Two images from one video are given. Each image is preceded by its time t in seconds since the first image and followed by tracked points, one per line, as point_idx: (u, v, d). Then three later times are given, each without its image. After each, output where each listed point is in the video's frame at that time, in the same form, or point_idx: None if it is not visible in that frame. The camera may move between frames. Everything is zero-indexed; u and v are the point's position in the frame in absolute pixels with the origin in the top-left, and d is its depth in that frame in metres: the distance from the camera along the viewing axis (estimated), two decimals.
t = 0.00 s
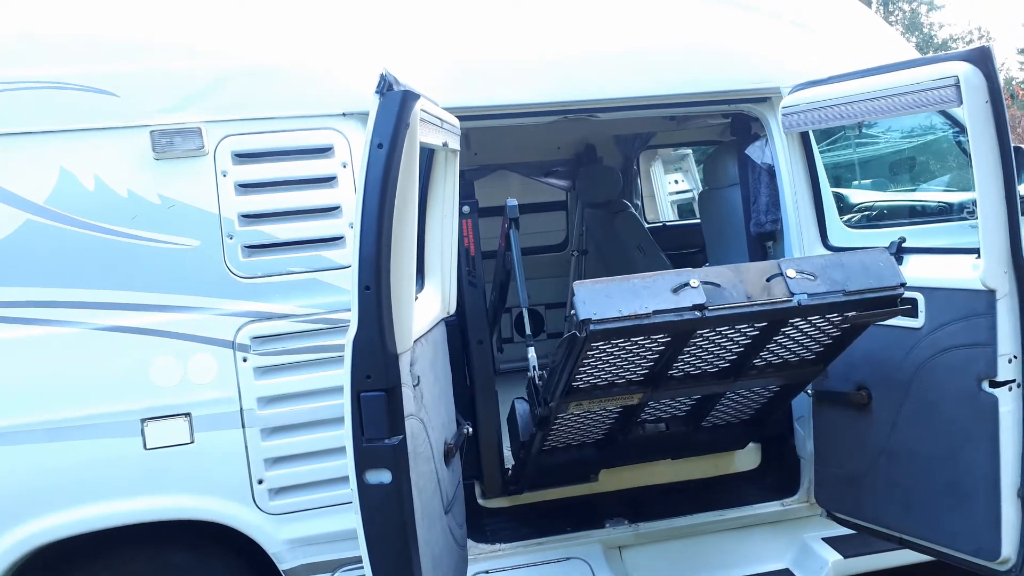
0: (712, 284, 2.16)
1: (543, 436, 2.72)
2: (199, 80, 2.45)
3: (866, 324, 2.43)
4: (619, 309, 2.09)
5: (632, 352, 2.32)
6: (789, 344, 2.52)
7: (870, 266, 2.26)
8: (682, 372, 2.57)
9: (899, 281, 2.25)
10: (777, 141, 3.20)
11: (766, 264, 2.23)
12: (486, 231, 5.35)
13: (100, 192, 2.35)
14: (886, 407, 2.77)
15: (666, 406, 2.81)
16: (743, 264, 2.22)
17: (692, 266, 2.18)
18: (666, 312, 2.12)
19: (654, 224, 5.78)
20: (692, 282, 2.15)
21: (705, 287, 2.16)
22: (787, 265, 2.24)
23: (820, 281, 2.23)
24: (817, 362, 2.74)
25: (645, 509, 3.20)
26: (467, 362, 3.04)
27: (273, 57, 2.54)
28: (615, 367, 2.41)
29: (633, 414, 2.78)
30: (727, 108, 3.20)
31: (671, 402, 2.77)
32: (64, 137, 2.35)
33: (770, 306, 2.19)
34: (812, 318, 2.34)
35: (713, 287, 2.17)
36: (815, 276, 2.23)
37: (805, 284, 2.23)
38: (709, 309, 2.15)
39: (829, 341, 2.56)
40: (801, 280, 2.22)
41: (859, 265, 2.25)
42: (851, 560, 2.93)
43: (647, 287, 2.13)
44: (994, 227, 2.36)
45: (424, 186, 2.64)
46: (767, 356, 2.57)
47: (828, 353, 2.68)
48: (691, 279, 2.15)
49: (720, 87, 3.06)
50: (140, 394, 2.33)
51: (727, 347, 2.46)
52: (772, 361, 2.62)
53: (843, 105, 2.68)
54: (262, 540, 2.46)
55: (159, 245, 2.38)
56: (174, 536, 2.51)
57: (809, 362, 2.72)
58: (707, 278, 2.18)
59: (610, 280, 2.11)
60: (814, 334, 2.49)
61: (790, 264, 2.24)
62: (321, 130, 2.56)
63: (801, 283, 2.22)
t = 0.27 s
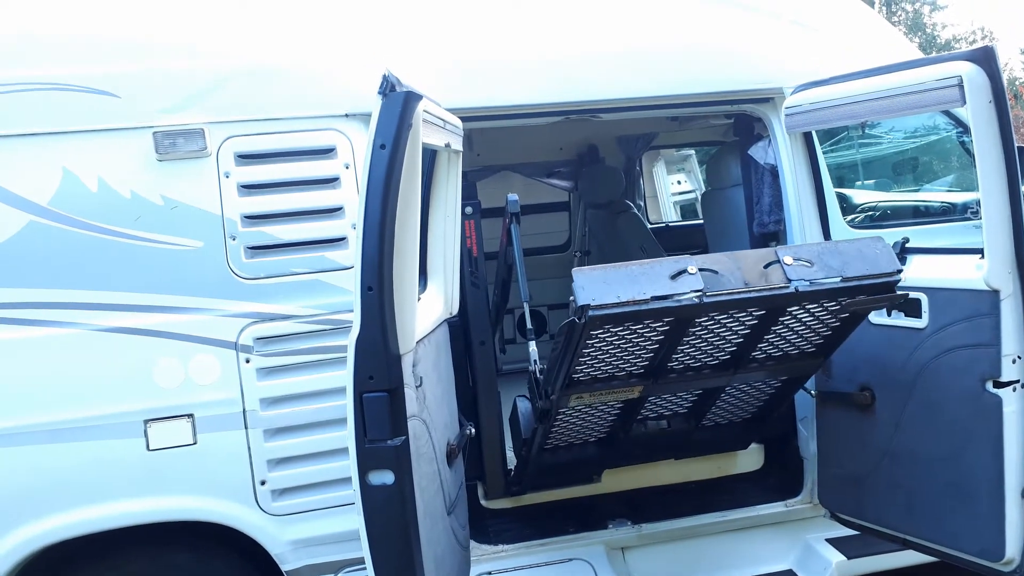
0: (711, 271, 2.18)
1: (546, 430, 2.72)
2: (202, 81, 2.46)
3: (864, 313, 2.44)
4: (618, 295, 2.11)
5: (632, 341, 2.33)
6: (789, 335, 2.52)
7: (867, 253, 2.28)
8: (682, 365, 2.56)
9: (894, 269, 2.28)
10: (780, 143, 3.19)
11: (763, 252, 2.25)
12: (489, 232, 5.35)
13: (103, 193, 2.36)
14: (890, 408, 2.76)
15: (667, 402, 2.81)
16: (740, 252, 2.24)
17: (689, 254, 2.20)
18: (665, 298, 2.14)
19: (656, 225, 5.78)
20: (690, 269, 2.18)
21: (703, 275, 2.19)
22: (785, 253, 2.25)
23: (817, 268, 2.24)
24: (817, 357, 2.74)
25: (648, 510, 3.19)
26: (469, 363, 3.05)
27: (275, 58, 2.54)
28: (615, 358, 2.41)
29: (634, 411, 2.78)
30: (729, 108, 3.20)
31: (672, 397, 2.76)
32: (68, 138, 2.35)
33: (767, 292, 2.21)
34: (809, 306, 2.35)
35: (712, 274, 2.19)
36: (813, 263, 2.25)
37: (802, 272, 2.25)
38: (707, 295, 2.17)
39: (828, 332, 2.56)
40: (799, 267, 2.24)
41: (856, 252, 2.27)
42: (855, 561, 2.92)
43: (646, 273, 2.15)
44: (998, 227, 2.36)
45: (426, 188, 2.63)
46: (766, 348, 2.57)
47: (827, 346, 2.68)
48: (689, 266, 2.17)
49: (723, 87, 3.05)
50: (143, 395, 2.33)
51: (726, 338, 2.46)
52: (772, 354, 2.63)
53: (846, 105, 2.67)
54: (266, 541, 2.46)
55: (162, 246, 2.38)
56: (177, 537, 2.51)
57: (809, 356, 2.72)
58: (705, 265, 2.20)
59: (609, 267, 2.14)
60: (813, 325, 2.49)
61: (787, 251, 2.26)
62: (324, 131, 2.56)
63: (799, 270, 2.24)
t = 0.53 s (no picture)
0: (704, 254, 2.20)
1: (545, 420, 2.71)
2: (200, 77, 2.45)
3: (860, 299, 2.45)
4: (614, 278, 2.13)
5: (628, 327, 2.34)
6: (783, 321, 2.53)
7: (859, 238, 2.30)
8: (678, 354, 2.57)
9: (886, 252, 2.30)
10: (780, 140, 3.16)
11: (757, 236, 2.27)
12: (488, 228, 5.34)
13: (101, 189, 2.35)
14: (889, 405, 2.76)
15: (664, 393, 2.81)
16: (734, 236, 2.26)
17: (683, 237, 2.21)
18: (660, 280, 2.15)
19: (656, 222, 5.79)
20: (684, 252, 2.19)
21: (697, 258, 2.20)
22: (777, 237, 2.27)
23: (810, 252, 2.26)
24: (813, 347, 2.74)
25: (646, 507, 3.19)
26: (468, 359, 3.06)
27: (274, 54, 2.53)
28: (611, 345, 2.42)
29: (631, 402, 2.79)
30: (728, 105, 3.19)
31: (669, 388, 2.77)
32: (66, 134, 2.35)
33: (760, 274, 2.22)
34: (803, 291, 2.35)
35: (705, 258, 2.21)
36: (806, 247, 2.26)
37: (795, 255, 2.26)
38: (701, 278, 2.18)
39: (822, 320, 2.57)
40: (792, 251, 2.26)
41: (848, 237, 2.29)
42: (853, 558, 2.92)
43: (641, 257, 2.17)
44: (998, 225, 2.35)
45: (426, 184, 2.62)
46: (761, 335, 2.58)
47: (822, 334, 2.68)
48: (683, 249, 2.19)
49: (723, 84, 3.05)
50: (142, 391, 2.33)
51: (721, 325, 2.46)
52: (768, 342, 2.63)
53: (846, 102, 2.66)
54: (264, 537, 2.46)
55: (160, 242, 2.38)
56: (176, 533, 2.51)
57: (804, 346, 2.72)
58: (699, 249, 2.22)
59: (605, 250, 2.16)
60: (807, 311, 2.50)
61: (780, 235, 2.27)
62: (322, 127, 2.56)
63: (791, 254, 2.25)
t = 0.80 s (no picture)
0: (701, 241, 2.21)
1: (547, 414, 2.72)
2: (203, 77, 2.45)
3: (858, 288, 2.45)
4: (612, 264, 2.13)
5: (627, 316, 2.34)
6: (782, 312, 2.53)
7: (856, 225, 2.30)
8: (678, 346, 2.57)
9: (883, 239, 2.30)
10: (782, 139, 3.19)
11: (753, 224, 2.27)
12: (490, 229, 5.34)
13: (104, 189, 2.36)
14: (892, 405, 2.75)
15: (665, 388, 2.80)
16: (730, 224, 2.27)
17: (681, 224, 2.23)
18: (658, 267, 2.16)
19: (658, 223, 5.78)
20: (682, 239, 2.20)
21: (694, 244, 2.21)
22: (774, 224, 2.27)
23: (806, 239, 2.26)
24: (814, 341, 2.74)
25: (649, 507, 3.19)
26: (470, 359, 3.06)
27: (277, 54, 2.54)
28: (612, 337, 2.43)
29: (632, 397, 2.78)
30: (731, 105, 3.19)
31: (669, 382, 2.76)
32: (69, 134, 2.35)
33: (758, 261, 2.23)
34: (801, 280, 2.35)
35: (702, 245, 2.21)
36: (802, 234, 2.26)
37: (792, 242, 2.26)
38: (699, 264, 2.19)
39: (821, 311, 2.58)
40: (789, 237, 2.26)
41: (844, 224, 2.29)
42: (856, 559, 2.92)
43: (639, 244, 2.18)
44: (1000, 224, 2.35)
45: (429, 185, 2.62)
46: (761, 327, 2.58)
47: (821, 327, 2.68)
48: (681, 236, 2.19)
49: (726, 83, 3.04)
50: (145, 391, 2.33)
51: (720, 315, 2.47)
52: (767, 334, 2.63)
53: (848, 102, 2.65)
54: (266, 537, 2.46)
55: (163, 242, 2.38)
56: (179, 533, 2.51)
57: (805, 340, 2.72)
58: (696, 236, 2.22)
59: (603, 238, 2.17)
60: (806, 301, 2.50)
61: (776, 222, 2.28)
62: (325, 127, 2.56)
63: (788, 241, 2.25)
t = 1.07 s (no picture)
0: (695, 228, 2.22)
1: (546, 409, 2.72)
2: (203, 77, 2.45)
3: (853, 275, 2.46)
4: (607, 250, 2.15)
5: (623, 304, 2.35)
6: (779, 302, 2.53)
7: (849, 212, 2.30)
8: (675, 337, 2.57)
9: (876, 227, 2.30)
10: (782, 139, 3.17)
11: (746, 212, 2.28)
12: (490, 230, 5.34)
13: (104, 188, 2.36)
14: (893, 405, 2.75)
15: (663, 382, 2.79)
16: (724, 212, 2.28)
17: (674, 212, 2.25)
18: (653, 253, 2.17)
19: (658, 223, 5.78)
20: (676, 226, 2.21)
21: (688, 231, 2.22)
22: (768, 212, 2.28)
23: (800, 226, 2.26)
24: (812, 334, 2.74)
25: (649, 507, 3.19)
26: (471, 359, 3.06)
27: (277, 54, 2.53)
28: (609, 328, 2.44)
29: (630, 391, 2.77)
30: (731, 105, 3.19)
31: (668, 376, 2.76)
32: (69, 134, 2.35)
33: (752, 247, 2.23)
34: (796, 267, 2.36)
35: (697, 232, 2.22)
36: (796, 221, 2.27)
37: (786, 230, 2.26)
38: (693, 250, 2.19)
39: (817, 303, 2.58)
40: (783, 225, 2.26)
41: (837, 211, 2.30)
42: (857, 559, 2.92)
43: (634, 231, 2.19)
44: (1001, 224, 2.35)
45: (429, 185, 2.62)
46: (757, 318, 2.58)
47: (817, 319, 2.69)
48: (675, 224, 2.21)
49: (726, 83, 3.04)
50: (146, 391, 2.33)
51: (716, 305, 2.47)
52: (764, 326, 2.63)
53: (850, 102, 2.65)
54: (266, 537, 2.45)
55: (163, 242, 2.38)
56: (179, 533, 2.51)
57: (802, 333, 2.72)
58: (690, 224, 2.24)
59: (599, 225, 2.19)
60: (802, 291, 2.50)
61: (769, 210, 2.29)
62: (325, 127, 2.55)
63: (782, 227, 2.26)
